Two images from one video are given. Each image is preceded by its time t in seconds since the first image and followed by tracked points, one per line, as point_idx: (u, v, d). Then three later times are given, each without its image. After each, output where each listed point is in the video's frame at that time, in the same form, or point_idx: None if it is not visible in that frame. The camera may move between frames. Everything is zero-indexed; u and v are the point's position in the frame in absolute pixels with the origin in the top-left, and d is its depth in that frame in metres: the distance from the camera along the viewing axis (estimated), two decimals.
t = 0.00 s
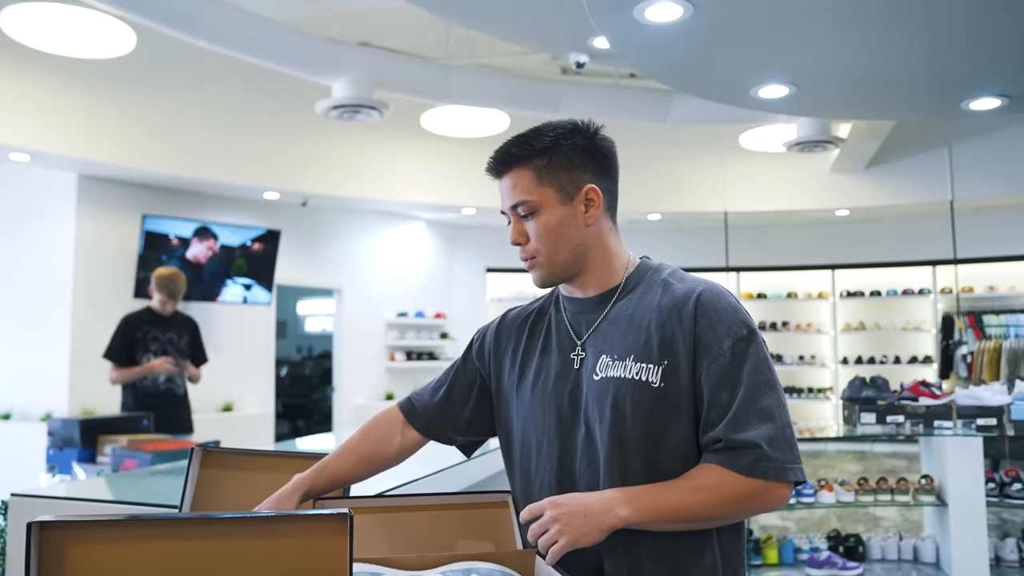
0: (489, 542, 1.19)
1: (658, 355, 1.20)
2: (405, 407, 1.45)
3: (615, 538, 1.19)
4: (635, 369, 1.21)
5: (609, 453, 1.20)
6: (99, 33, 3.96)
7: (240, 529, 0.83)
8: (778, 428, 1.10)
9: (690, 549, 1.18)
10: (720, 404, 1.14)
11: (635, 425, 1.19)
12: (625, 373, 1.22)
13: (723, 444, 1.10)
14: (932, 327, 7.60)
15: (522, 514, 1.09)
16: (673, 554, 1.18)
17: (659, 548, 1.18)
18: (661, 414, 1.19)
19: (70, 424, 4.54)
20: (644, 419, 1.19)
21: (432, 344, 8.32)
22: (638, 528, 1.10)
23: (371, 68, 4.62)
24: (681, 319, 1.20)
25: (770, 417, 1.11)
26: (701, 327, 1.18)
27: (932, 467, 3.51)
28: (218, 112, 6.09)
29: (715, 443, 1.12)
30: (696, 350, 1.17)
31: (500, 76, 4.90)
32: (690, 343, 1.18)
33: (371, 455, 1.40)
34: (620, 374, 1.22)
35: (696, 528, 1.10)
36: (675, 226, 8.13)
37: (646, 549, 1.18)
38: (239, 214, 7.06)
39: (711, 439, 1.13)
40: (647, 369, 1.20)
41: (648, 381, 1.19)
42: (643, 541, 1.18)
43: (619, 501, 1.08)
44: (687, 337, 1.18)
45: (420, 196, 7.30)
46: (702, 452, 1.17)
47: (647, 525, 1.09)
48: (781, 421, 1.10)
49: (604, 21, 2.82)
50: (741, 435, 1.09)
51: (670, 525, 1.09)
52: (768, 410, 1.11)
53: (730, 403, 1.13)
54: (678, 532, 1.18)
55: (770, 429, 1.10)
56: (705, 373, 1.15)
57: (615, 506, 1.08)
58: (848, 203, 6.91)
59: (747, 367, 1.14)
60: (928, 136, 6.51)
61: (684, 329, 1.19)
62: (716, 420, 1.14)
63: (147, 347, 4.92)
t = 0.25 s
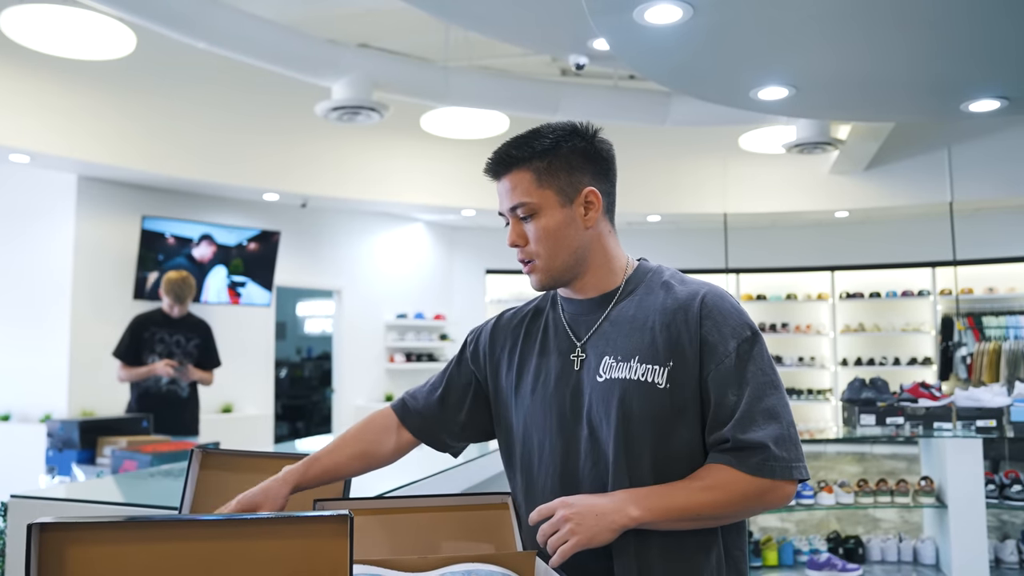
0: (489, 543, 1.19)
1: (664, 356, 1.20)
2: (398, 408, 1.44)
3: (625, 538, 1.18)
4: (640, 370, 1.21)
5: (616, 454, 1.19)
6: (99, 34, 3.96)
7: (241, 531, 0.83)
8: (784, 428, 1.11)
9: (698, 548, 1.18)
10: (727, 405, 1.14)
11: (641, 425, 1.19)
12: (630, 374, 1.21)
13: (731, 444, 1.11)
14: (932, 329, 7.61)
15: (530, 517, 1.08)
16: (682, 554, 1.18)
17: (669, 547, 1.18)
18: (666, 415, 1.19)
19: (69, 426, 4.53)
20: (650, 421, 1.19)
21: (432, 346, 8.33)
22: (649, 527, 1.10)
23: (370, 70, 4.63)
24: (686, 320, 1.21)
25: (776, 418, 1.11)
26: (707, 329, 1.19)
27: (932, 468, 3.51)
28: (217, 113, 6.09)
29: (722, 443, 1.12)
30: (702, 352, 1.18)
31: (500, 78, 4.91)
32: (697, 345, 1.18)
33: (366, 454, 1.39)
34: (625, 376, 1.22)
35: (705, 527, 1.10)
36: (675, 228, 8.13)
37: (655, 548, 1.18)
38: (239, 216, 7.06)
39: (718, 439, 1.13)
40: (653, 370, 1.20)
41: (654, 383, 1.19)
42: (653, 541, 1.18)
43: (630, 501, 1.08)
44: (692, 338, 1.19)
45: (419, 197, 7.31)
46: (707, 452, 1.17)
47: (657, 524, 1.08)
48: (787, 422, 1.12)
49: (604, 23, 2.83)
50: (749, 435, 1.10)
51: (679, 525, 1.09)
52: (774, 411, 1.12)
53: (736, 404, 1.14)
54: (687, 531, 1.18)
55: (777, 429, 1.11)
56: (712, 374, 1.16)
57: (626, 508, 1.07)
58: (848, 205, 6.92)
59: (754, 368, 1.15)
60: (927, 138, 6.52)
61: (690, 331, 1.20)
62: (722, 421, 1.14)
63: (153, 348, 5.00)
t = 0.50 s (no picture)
0: (486, 546, 1.19)
1: (666, 359, 1.20)
2: (395, 418, 1.44)
3: (628, 538, 1.18)
4: (643, 373, 1.21)
5: (618, 457, 1.19)
6: (97, 37, 3.96)
7: (239, 534, 0.83)
8: (787, 429, 1.12)
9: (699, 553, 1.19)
10: (730, 408, 1.15)
11: (642, 428, 1.19)
12: (632, 378, 1.21)
13: (736, 446, 1.11)
14: (928, 332, 7.64)
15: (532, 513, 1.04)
16: (683, 555, 1.18)
17: (672, 548, 1.18)
18: (668, 418, 1.19)
19: (64, 429, 4.51)
20: (653, 423, 1.19)
21: (429, 349, 8.33)
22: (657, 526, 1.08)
23: (367, 74, 4.63)
24: (688, 322, 1.21)
25: (779, 419, 1.12)
26: (709, 331, 1.19)
27: (928, 471, 3.52)
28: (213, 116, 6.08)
29: (727, 445, 1.13)
30: (705, 355, 1.19)
31: (496, 82, 4.92)
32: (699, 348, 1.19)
33: (363, 458, 1.39)
34: (626, 379, 1.22)
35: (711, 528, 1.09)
36: (672, 231, 8.14)
37: (658, 549, 1.18)
38: (235, 219, 7.05)
39: (722, 441, 1.13)
40: (656, 373, 1.20)
41: (656, 386, 1.20)
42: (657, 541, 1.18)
43: (639, 498, 1.06)
44: (694, 340, 1.20)
45: (416, 200, 7.31)
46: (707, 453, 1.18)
47: (665, 523, 1.07)
48: (789, 423, 1.13)
49: (601, 27, 2.83)
50: (754, 437, 1.10)
51: (687, 524, 1.08)
52: (776, 413, 1.13)
53: (739, 407, 1.14)
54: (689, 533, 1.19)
55: (781, 430, 1.12)
56: (715, 376, 1.17)
57: (637, 506, 1.05)
58: (844, 208, 6.93)
59: (756, 370, 1.16)
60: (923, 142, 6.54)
61: (692, 333, 1.20)
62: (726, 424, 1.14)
63: (150, 352, 4.99)
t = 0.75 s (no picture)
0: (483, 547, 1.18)
1: (667, 361, 1.20)
2: (398, 419, 1.45)
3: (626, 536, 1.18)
4: (643, 377, 1.21)
5: (617, 461, 1.19)
6: (92, 37, 3.95)
7: (234, 535, 0.83)
8: (797, 434, 1.08)
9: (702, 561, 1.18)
10: (736, 412, 1.12)
11: (642, 431, 1.19)
12: (631, 381, 1.21)
13: (743, 450, 1.08)
14: (924, 333, 7.66)
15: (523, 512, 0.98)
16: (681, 558, 1.18)
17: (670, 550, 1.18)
18: (670, 422, 1.19)
19: (60, 430, 4.50)
20: (653, 428, 1.19)
21: (425, 350, 8.33)
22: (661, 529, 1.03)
23: (364, 75, 4.63)
24: (690, 323, 1.21)
25: (788, 425, 1.08)
26: (712, 333, 1.18)
27: (924, 472, 3.52)
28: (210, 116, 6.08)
29: (733, 450, 1.09)
30: (707, 357, 1.18)
31: (493, 84, 4.93)
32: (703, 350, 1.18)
33: (361, 466, 1.37)
34: (625, 382, 1.22)
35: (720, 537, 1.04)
36: (669, 233, 8.15)
37: (657, 550, 1.18)
38: (232, 220, 7.04)
39: (728, 445, 1.10)
40: (656, 376, 1.20)
41: (657, 389, 1.19)
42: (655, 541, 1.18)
43: (644, 496, 1.02)
44: (698, 343, 1.19)
45: (412, 201, 7.32)
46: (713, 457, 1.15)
47: (671, 527, 1.02)
48: (800, 428, 1.09)
49: (598, 29, 2.84)
50: (764, 440, 1.07)
51: (693, 530, 1.03)
52: (786, 416, 1.10)
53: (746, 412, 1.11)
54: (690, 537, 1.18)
55: (791, 434, 1.08)
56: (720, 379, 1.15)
57: (642, 504, 1.00)
58: (840, 209, 6.95)
59: (763, 372, 1.14)
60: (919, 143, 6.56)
61: (694, 335, 1.19)
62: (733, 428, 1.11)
63: (137, 352, 4.97)
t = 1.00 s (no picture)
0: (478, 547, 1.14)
1: (669, 362, 1.16)
2: (424, 411, 1.46)
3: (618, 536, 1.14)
4: (645, 378, 1.18)
5: (613, 466, 1.18)
6: (87, 37, 3.93)
7: (228, 537, 0.83)
8: (779, 441, 0.99)
9: None
10: (718, 414, 1.05)
11: (644, 435, 1.16)
12: (632, 383, 1.19)
13: (712, 452, 1.00)
14: (918, 334, 7.67)
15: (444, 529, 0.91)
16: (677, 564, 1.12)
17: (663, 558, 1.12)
18: (673, 426, 1.15)
19: (54, 431, 4.48)
20: (655, 432, 1.15)
21: (420, 350, 8.32)
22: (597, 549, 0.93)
23: (360, 75, 4.62)
24: (693, 322, 1.15)
25: (767, 435, 0.99)
26: (713, 332, 1.12)
27: (919, 473, 3.53)
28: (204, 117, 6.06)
29: (705, 455, 1.01)
30: (706, 357, 1.11)
31: (489, 84, 4.93)
32: (700, 349, 1.12)
33: (381, 453, 1.39)
34: (627, 384, 1.20)
35: (663, 559, 0.92)
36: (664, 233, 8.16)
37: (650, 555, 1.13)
38: (226, 220, 7.03)
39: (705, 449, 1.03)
40: (656, 378, 1.17)
41: (657, 391, 1.16)
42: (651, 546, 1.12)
43: (576, 507, 0.92)
44: (696, 344, 1.12)
45: (407, 201, 7.31)
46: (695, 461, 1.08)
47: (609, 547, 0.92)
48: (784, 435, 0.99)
49: (594, 30, 2.84)
50: (734, 442, 0.99)
51: (639, 551, 0.93)
52: (770, 422, 1.01)
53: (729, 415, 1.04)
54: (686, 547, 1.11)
55: (771, 442, 0.99)
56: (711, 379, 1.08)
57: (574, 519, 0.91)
58: (835, 211, 6.96)
59: (756, 372, 1.05)
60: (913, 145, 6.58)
61: (694, 334, 1.14)
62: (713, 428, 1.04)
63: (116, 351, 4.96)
